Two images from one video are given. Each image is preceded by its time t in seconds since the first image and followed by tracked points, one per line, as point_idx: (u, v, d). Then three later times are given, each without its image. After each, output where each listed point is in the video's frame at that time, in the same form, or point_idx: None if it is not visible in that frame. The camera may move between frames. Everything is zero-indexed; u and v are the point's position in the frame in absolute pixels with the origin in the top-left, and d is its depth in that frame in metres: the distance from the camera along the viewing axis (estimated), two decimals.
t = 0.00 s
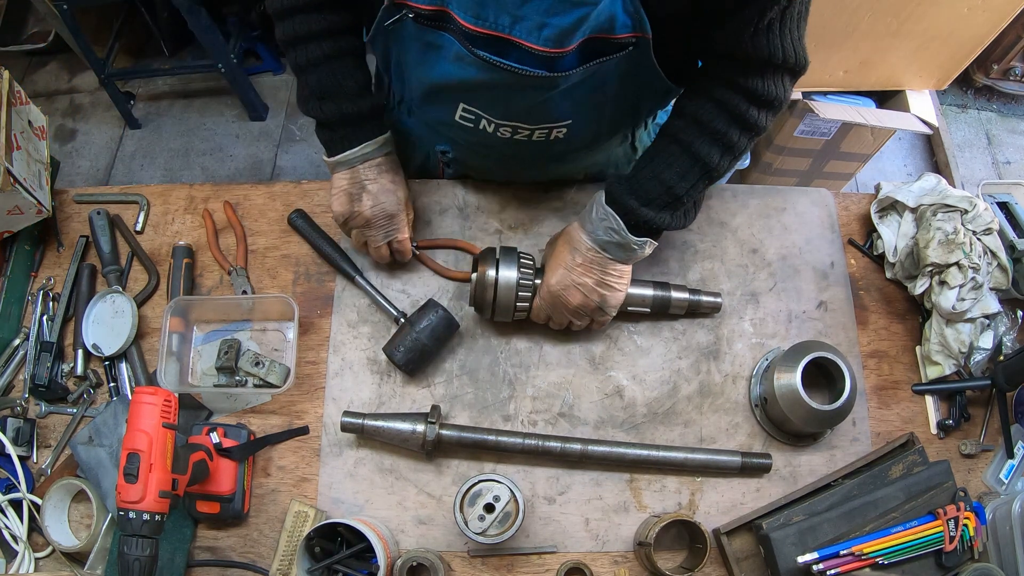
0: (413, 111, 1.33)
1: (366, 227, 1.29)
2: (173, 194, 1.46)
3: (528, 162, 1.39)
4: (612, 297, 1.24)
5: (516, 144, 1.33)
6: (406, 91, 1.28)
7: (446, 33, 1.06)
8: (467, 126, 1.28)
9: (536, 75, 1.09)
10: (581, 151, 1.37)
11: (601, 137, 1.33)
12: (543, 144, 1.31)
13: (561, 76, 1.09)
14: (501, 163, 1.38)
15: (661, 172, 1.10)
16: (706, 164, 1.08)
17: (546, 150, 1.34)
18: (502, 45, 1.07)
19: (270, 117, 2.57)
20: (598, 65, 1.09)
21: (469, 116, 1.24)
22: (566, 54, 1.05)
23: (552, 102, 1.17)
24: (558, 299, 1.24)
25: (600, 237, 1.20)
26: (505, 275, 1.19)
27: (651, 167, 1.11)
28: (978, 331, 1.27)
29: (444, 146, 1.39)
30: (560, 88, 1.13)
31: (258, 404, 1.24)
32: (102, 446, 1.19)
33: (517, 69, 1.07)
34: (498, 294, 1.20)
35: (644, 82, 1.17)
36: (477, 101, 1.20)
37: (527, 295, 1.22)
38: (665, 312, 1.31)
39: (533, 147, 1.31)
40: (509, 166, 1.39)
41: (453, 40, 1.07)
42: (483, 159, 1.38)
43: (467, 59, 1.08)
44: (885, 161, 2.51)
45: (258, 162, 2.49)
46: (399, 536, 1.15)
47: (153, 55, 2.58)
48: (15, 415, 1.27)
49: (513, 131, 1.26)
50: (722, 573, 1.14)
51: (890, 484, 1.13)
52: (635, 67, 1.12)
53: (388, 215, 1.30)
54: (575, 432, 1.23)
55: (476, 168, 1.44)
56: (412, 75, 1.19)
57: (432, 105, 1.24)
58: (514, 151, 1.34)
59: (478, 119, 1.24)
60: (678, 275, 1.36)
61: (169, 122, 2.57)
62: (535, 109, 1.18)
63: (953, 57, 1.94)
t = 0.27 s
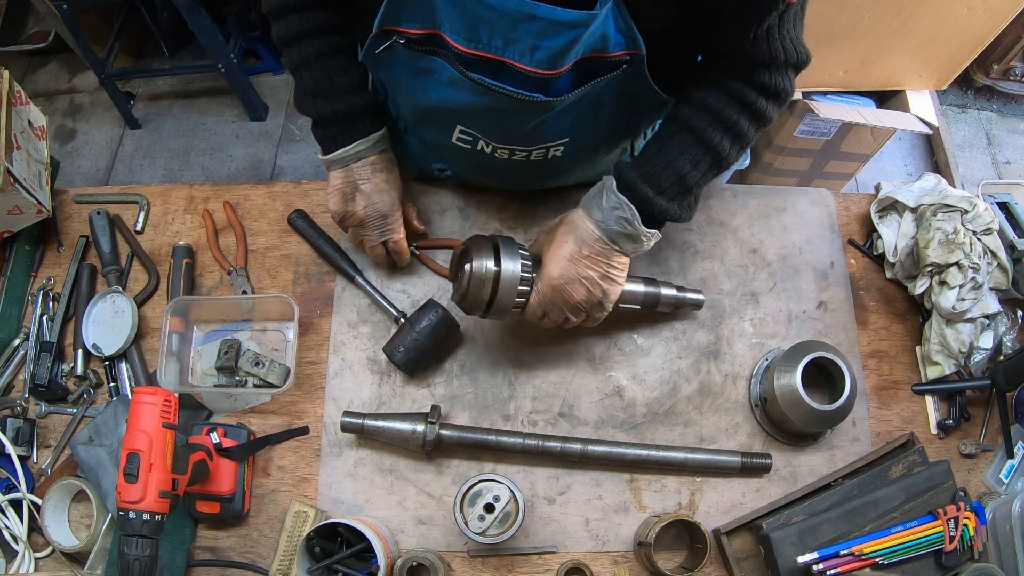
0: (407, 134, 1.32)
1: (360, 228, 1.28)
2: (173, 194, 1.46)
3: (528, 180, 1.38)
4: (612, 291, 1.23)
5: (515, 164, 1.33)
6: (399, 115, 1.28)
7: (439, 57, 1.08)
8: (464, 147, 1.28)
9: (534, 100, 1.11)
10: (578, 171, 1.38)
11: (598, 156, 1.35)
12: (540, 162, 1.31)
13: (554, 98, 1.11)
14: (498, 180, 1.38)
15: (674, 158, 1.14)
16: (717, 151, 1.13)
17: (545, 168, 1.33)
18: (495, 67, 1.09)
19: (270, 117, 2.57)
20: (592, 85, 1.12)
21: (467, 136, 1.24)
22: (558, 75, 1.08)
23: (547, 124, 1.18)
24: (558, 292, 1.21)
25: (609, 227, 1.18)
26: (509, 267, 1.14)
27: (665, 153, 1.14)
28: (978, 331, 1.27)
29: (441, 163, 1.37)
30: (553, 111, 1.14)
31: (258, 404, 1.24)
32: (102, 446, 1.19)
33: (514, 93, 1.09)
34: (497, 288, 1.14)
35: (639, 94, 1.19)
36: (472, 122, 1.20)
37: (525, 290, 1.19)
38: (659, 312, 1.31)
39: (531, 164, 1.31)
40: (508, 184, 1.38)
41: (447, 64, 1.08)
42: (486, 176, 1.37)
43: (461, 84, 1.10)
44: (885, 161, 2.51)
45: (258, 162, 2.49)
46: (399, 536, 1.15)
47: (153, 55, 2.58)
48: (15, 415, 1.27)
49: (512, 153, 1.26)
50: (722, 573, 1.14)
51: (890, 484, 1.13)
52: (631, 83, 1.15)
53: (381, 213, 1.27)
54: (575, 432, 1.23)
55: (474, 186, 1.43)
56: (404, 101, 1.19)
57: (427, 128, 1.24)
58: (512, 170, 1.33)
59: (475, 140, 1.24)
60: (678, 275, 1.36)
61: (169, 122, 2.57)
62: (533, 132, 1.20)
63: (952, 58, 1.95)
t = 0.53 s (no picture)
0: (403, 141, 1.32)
1: (355, 235, 1.23)
2: (173, 194, 1.46)
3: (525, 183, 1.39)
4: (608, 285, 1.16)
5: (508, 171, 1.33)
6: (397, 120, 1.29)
7: (440, 65, 1.08)
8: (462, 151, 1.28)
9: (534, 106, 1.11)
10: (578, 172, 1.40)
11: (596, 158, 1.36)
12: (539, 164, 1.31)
13: (555, 102, 1.13)
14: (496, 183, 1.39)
15: (684, 144, 1.14)
16: (721, 139, 1.15)
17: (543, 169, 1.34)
18: (496, 75, 1.09)
19: (270, 117, 2.57)
20: (591, 89, 1.14)
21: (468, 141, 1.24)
22: (559, 81, 1.08)
23: (547, 129, 1.19)
24: (571, 282, 1.08)
25: (625, 214, 1.14)
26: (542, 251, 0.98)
27: (675, 139, 1.14)
28: (978, 331, 1.27)
29: (441, 168, 1.36)
30: (554, 117, 1.16)
31: (258, 404, 1.24)
32: (102, 446, 1.19)
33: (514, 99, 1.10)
34: (529, 279, 0.93)
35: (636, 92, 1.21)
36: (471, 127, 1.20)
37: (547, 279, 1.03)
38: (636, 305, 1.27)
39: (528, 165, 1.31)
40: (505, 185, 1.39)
41: (448, 72, 1.08)
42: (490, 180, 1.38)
43: (462, 90, 1.10)
44: (885, 161, 2.51)
45: (258, 162, 2.49)
46: (399, 536, 1.15)
47: (153, 55, 2.58)
48: (15, 415, 1.27)
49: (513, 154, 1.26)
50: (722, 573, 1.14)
51: (890, 484, 1.13)
52: (629, 84, 1.18)
53: (370, 211, 1.21)
54: (575, 432, 1.23)
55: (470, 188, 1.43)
56: (404, 108, 1.20)
57: (427, 133, 1.24)
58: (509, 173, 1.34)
59: (476, 146, 1.25)
60: (678, 276, 1.36)
61: (169, 122, 2.57)
62: (533, 137, 1.21)
63: (952, 59, 1.95)
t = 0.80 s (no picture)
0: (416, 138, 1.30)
1: (396, 252, 1.06)
2: (173, 194, 1.46)
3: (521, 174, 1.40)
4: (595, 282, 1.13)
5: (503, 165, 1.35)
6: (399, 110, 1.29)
7: (445, 57, 1.09)
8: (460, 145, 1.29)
9: (537, 97, 1.12)
10: (573, 169, 1.42)
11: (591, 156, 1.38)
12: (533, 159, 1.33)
13: (558, 96, 1.13)
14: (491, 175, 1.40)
15: (671, 151, 1.15)
16: (706, 143, 1.17)
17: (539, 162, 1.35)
18: (500, 68, 1.10)
19: (270, 117, 2.57)
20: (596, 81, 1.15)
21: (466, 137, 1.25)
22: (563, 74, 1.09)
23: (548, 123, 1.20)
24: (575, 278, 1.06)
25: (618, 218, 1.13)
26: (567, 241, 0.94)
27: (662, 146, 1.15)
28: (978, 331, 1.27)
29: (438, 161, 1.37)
30: (556, 110, 1.16)
31: (258, 404, 1.24)
32: (102, 446, 1.19)
33: (516, 92, 1.11)
34: (558, 262, 0.90)
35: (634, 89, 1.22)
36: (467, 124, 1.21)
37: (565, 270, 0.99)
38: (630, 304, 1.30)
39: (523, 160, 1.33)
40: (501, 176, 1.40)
41: (452, 64, 1.09)
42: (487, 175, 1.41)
43: (466, 83, 1.11)
44: (885, 161, 2.51)
45: (258, 162, 2.49)
46: (399, 536, 1.15)
47: (154, 55, 2.58)
48: (15, 415, 1.27)
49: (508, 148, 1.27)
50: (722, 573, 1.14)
51: (890, 484, 1.13)
52: (632, 78, 1.19)
53: (402, 217, 1.05)
54: (575, 432, 1.23)
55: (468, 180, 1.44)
56: (406, 100, 1.20)
57: (428, 130, 1.25)
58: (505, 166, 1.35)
59: (477, 141, 1.26)
60: (678, 276, 1.36)
61: (169, 122, 2.57)
62: (533, 131, 1.22)
63: (952, 58, 1.95)
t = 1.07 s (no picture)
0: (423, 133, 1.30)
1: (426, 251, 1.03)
2: (173, 194, 1.46)
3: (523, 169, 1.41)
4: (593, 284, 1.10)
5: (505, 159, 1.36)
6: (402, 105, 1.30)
7: (448, 55, 1.10)
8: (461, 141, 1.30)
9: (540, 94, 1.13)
10: (575, 167, 1.43)
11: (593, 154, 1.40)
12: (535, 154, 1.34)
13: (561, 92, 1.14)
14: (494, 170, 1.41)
15: (670, 152, 1.16)
16: (705, 143, 1.18)
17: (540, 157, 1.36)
18: (504, 66, 1.11)
19: (270, 117, 2.57)
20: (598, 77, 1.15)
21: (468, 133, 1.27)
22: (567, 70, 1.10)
23: (550, 119, 1.22)
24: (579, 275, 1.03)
25: (621, 220, 1.12)
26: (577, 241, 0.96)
27: (661, 148, 1.16)
28: (978, 331, 1.27)
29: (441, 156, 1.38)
30: (559, 106, 1.18)
31: (258, 404, 1.24)
32: (102, 446, 1.19)
33: (521, 90, 1.12)
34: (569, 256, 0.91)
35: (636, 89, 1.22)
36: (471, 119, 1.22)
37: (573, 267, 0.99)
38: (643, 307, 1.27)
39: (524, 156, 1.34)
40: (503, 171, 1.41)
41: (455, 62, 1.10)
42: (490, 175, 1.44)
43: (468, 81, 1.12)
44: (885, 161, 2.52)
45: (258, 162, 2.49)
46: (398, 536, 1.15)
47: (154, 55, 2.58)
48: (15, 415, 1.27)
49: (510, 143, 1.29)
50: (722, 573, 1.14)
51: (890, 484, 1.13)
52: (633, 78, 1.19)
53: (429, 213, 1.02)
54: (575, 432, 1.23)
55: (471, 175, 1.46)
56: (410, 96, 1.21)
57: (431, 128, 1.27)
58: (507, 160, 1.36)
59: (479, 139, 1.28)
60: (678, 276, 1.36)
61: (169, 122, 2.58)
62: (536, 128, 1.24)
63: (952, 58, 1.95)
